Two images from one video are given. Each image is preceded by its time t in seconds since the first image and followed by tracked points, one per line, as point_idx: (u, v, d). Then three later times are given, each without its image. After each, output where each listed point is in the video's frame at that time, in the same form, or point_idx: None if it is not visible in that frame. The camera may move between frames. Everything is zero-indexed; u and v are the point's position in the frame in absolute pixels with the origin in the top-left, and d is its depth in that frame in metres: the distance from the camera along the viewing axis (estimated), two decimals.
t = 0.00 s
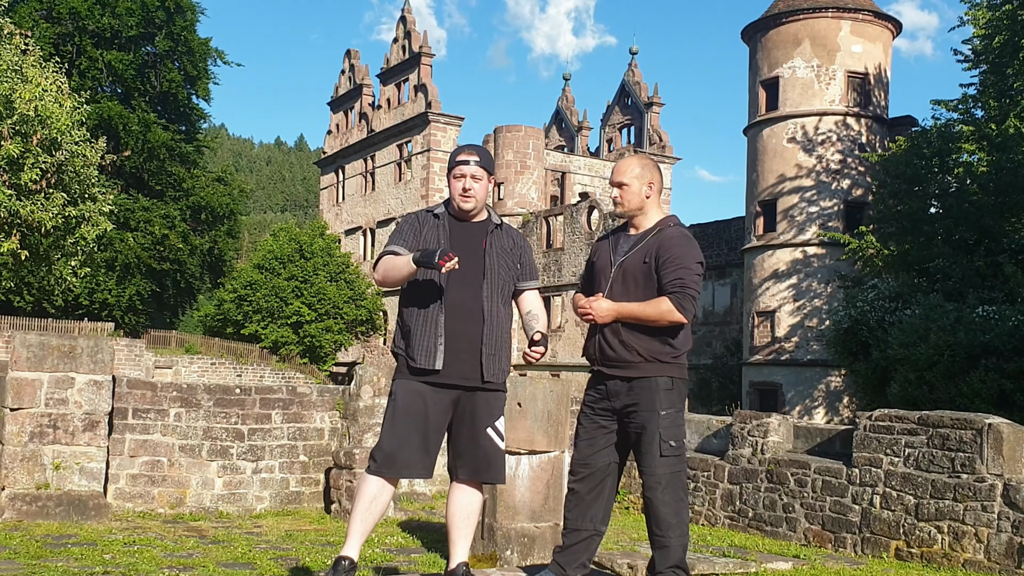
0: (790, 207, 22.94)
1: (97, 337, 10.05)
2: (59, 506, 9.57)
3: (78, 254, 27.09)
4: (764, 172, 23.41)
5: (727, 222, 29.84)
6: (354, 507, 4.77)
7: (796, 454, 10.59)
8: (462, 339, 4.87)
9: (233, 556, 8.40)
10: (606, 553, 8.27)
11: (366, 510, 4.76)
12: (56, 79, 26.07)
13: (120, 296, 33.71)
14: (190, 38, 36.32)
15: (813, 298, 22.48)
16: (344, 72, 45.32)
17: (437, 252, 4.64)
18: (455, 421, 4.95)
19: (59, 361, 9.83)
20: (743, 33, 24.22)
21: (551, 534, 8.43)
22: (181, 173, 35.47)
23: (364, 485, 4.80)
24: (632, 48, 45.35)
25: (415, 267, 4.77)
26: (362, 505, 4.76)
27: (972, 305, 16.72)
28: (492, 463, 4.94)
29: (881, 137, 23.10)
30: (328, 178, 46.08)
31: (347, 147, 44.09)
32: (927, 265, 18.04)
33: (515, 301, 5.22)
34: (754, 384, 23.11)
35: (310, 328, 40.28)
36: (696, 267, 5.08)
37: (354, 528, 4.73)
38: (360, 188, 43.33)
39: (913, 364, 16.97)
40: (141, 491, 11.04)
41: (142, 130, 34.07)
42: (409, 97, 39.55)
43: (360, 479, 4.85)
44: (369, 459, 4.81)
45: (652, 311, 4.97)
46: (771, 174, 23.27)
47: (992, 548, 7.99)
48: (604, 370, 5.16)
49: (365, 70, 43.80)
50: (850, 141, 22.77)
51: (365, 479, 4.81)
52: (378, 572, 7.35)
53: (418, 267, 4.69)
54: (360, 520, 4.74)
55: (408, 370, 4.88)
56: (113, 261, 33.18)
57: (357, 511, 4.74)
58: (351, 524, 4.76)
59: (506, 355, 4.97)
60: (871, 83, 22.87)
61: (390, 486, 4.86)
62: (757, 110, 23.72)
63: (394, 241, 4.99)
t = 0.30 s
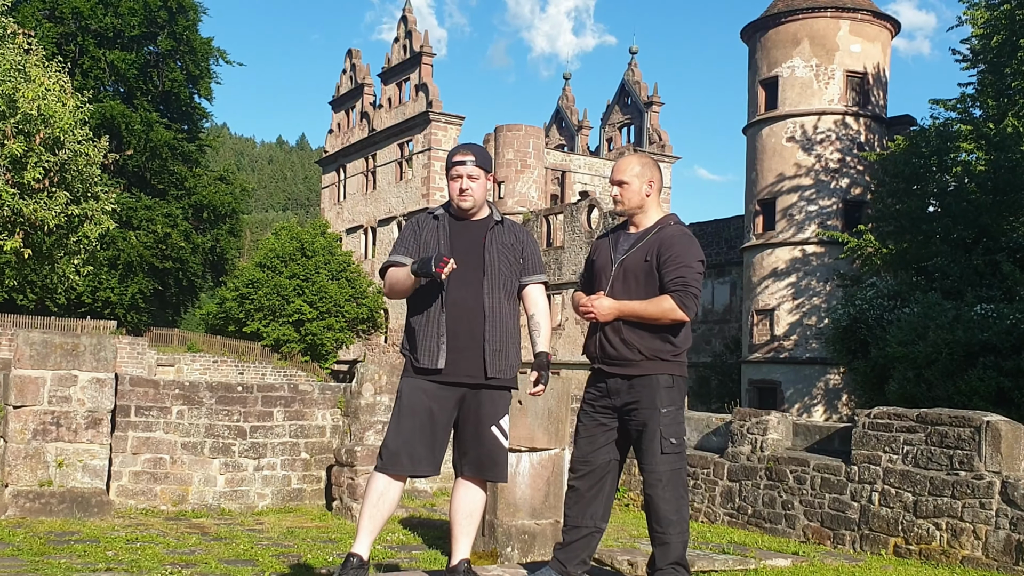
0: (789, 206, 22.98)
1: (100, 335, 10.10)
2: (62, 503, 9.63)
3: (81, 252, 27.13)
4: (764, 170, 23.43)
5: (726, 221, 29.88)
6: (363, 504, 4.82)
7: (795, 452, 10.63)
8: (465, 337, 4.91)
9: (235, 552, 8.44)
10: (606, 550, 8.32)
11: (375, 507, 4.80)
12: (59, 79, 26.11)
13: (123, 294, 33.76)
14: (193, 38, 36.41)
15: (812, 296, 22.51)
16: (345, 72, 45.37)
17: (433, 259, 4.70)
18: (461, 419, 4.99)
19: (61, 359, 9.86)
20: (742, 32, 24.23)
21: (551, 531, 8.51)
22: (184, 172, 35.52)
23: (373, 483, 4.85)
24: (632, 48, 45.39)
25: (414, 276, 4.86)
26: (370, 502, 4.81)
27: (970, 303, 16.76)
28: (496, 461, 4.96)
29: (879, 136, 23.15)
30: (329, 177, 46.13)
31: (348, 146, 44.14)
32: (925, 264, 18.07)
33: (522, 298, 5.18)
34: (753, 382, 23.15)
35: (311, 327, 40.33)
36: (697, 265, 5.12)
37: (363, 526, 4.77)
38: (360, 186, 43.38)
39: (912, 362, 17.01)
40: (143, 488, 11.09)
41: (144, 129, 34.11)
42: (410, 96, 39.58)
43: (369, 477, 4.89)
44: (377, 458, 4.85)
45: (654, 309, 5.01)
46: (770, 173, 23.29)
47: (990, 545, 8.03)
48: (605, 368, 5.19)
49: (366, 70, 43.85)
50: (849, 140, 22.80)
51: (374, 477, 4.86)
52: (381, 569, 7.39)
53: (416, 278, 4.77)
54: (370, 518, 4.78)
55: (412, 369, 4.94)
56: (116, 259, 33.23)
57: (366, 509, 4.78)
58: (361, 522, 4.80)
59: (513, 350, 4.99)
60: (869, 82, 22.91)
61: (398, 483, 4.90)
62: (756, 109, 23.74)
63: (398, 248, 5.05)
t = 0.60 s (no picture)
0: (789, 204, 23.00)
1: (103, 331, 10.15)
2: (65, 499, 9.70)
3: (84, 250, 27.19)
4: (764, 168, 23.45)
5: (726, 219, 29.90)
6: (363, 504, 4.84)
7: (795, 448, 10.68)
8: (456, 333, 4.91)
9: (239, 548, 8.50)
10: (607, 546, 8.37)
11: (375, 505, 4.82)
12: (62, 77, 26.13)
13: (126, 291, 33.84)
14: (195, 36, 36.50)
15: (811, 294, 22.54)
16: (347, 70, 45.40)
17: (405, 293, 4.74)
18: (457, 416, 4.98)
19: (65, 356, 9.90)
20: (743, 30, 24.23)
21: (552, 527, 8.54)
22: (187, 170, 35.57)
23: (372, 482, 4.87)
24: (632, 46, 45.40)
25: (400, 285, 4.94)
26: (370, 501, 4.83)
27: (968, 300, 16.79)
28: (492, 456, 4.94)
29: (878, 134, 23.19)
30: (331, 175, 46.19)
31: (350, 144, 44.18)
32: (924, 261, 18.11)
33: (518, 297, 5.15)
34: (753, 378, 23.19)
35: (313, 324, 40.39)
36: (698, 262, 5.16)
37: (363, 524, 4.79)
38: (362, 184, 43.38)
39: (911, 359, 17.05)
40: (146, 484, 11.16)
41: (148, 127, 34.15)
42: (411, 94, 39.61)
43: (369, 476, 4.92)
44: (374, 457, 4.87)
45: (656, 307, 5.05)
46: (770, 170, 23.30)
47: (989, 541, 8.07)
48: (605, 365, 5.23)
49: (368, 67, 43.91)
50: (848, 138, 22.84)
51: (372, 477, 4.88)
52: (383, 564, 7.44)
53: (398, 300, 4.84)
54: (369, 518, 4.79)
55: (405, 364, 4.94)
56: (119, 257, 33.27)
57: (366, 509, 4.80)
58: (361, 522, 4.81)
59: (506, 349, 4.96)
60: (869, 81, 22.94)
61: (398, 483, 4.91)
62: (756, 108, 23.76)
63: (395, 243, 5.08)
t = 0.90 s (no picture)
0: (788, 200, 23.03)
1: (107, 327, 10.24)
2: (68, 493, 9.75)
3: (87, 245, 27.21)
4: (763, 164, 23.48)
5: (725, 215, 29.95)
6: (362, 505, 4.75)
7: (794, 443, 10.73)
8: (437, 329, 4.79)
9: (240, 542, 8.55)
10: (607, 540, 8.41)
11: (375, 506, 4.73)
12: (64, 73, 26.11)
13: (128, 286, 33.90)
14: (197, 33, 36.54)
15: (810, 289, 22.57)
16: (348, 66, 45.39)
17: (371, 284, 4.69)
18: (441, 411, 4.83)
19: (68, 351, 9.99)
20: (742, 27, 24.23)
21: (552, 521, 8.54)
22: (188, 166, 35.59)
23: (369, 483, 4.77)
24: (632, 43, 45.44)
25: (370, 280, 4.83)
26: (369, 502, 4.73)
27: (967, 296, 16.84)
28: (480, 449, 4.84)
29: (877, 131, 23.24)
30: (332, 170, 46.23)
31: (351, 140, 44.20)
32: (923, 257, 18.15)
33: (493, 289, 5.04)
34: (752, 374, 23.25)
35: (314, 319, 40.45)
36: (698, 257, 5.20)
37: (366, 524, 4.70)
38: (363, 180, 43.36)
39: (910, 354, 17.09)
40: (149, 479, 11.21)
41: (149, 123, 34.24)
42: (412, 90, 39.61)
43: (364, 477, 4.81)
44: (367, 457, 4.77)
45: (655, 302, 5.09)
46: (769, 167, 23.33)
47: (987, 535, 8.11)
48: (605, 360, 5.27)
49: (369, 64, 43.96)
50: (847, 135, 22.89)
51: (368, 477, 4.77)
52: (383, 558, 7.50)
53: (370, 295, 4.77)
54: (371, 518, 4.71)
55: (384, 362, 4.81)
56: (121, 252, 33.30)
57: (366, 510, 4.71)
58: (363, 523, 4.72)
59: (488, 343, 4.85)
60: (867, 77, 22.97)
61: (394, 480, 4.81)
62: (756, 104, 23.78)
63: (369, 240, 4.93)
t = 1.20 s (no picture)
0: (787, 197, 23.06)
1: (109, 324, 10.27)
2: (72, 489, 9.80)
3: (90, 243, 27.25)
4: (763, 162, 23.52)
5: (725, 213, 29.98)
6: (356, 502, 4.78)
7: (793, 439, 10.77)
8: (414, 322, 4.72)
9: (243, 537, 8.61)
10: (608, 535, 8.46)
11: (369, 501, 4.77)
12: (67, 71, 26.11)
13: (131, 284, 33.97)
14: (199, 31, 36.57)
15: (809, 286, 22.58)
16: (349, 65, 45.43)
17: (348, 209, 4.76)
18: (416, 405, 4.75)
19: (71, 348, 10.04)
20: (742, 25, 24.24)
21: (553, 517, 8.51)
22: (191, 164, 35.65)
23: (359, 480, 4.79)
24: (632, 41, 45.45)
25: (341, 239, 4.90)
26: (362, 497, 4.77)
27: (965, 293, 16.88)
28: (458, 444, 4.73)
29: (876, 129, 23.26)
30: (334, 168, 46.27)
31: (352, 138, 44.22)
32: (922, 254, 18.18)
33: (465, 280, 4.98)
34: (752, 370, 23.30)
35: (316, 317, 40.50)
36: (697, 254, 5.23)
37: (362, 519, 4.75)
38: (364, 178, 43.38)
39: (909, 351, 17.12)
40: (152, 475, 11.26)
41: (152, 121, 34.32)
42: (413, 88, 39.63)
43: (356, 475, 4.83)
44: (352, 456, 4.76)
45: (655, 298, 5.12)
46: (769, 164, 23.38)
47: (985, 531, 8.15)
48: (606, 357, 5.31)
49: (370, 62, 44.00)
50: (846, 132, 22.92)
51: (357, 475, 4.79)
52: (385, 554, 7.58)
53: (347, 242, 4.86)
54: (366, 512, 4.75)
55: (363, 358, 4.75)
56: (124, 250, 33.36)
57: (359, 505, 4.75)
58: (359, 517, 4.77)
59: (465, 332, 4.80)
60: (866, 76, 22.98)
61: (384, 474, 4.82)
62: (755, 102, 23.81)
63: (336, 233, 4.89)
